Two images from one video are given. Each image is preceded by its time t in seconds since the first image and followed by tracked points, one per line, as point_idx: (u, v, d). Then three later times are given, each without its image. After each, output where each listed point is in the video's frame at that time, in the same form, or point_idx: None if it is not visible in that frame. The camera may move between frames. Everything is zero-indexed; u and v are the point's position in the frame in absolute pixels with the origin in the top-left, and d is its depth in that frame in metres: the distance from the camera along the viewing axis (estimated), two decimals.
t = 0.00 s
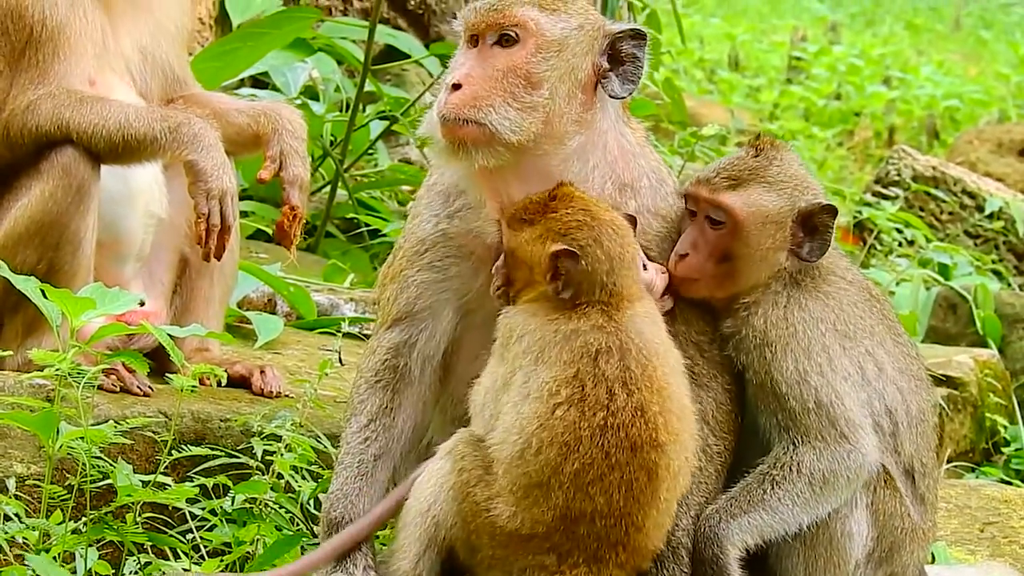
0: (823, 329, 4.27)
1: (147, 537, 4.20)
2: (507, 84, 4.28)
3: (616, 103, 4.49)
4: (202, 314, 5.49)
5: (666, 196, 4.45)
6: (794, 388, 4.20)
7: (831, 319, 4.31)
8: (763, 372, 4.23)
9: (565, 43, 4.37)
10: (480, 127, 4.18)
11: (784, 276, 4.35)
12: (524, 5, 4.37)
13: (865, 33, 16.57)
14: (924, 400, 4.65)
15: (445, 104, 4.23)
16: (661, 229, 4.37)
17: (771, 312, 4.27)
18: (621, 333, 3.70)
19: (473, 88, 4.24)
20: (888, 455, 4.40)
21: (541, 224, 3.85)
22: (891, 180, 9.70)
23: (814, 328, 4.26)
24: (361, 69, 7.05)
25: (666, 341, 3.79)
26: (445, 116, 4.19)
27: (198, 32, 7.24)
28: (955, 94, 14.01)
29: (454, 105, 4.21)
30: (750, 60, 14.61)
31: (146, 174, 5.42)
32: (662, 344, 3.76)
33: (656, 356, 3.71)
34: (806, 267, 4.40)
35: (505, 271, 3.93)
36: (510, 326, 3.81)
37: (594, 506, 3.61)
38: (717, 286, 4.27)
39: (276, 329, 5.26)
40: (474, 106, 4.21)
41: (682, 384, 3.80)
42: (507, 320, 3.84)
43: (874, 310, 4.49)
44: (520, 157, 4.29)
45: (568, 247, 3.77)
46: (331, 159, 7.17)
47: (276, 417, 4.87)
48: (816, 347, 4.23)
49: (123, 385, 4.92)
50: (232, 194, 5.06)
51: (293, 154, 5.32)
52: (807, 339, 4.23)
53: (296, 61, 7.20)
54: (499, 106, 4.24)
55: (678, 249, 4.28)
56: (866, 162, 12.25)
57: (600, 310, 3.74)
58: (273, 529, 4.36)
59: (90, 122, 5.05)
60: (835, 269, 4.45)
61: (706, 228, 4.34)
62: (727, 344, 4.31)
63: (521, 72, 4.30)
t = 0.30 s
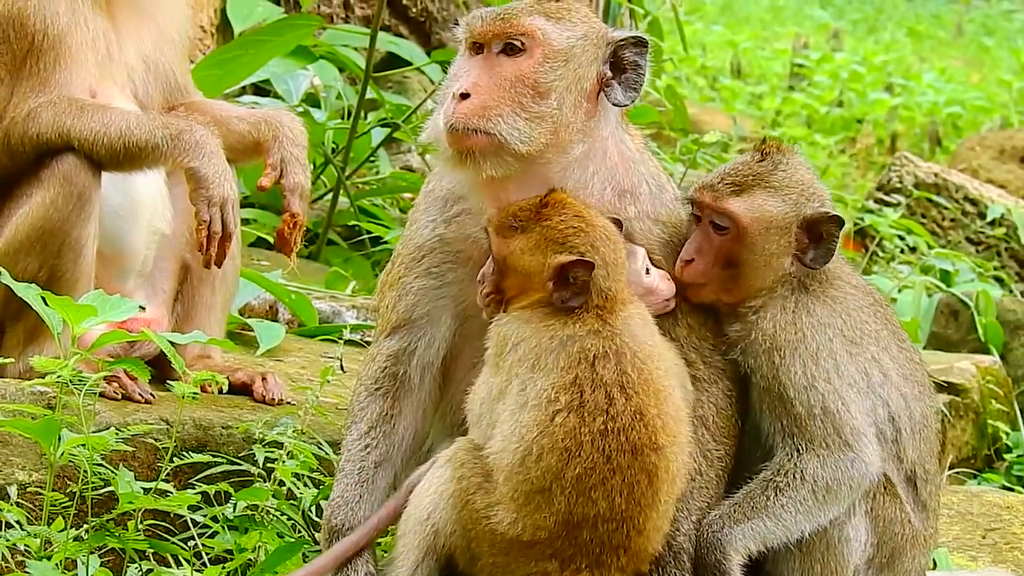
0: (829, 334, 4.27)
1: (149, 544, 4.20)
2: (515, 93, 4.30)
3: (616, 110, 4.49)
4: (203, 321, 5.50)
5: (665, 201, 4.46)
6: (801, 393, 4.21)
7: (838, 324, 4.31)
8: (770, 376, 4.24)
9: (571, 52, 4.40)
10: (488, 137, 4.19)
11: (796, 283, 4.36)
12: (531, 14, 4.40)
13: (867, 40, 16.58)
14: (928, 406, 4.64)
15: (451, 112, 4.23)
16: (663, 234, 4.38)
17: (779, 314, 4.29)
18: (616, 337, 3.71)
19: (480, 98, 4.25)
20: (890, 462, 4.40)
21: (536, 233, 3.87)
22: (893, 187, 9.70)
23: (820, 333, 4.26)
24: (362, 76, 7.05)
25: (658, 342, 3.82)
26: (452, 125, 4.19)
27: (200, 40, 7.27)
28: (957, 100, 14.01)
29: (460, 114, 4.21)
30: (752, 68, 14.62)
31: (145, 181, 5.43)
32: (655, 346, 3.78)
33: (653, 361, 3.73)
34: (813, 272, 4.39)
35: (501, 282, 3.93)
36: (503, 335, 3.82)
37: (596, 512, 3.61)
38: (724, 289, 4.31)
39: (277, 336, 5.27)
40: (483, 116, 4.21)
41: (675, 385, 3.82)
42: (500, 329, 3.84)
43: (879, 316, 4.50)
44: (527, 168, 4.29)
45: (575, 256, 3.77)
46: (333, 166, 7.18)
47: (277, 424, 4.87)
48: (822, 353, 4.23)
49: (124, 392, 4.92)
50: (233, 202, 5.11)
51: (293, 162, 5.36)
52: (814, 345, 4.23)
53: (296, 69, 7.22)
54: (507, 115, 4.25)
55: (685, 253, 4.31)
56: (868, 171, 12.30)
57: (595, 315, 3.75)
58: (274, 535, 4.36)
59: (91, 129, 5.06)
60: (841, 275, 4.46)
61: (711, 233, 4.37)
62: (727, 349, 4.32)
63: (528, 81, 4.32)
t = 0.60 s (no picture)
0: (824, 331, 4.29)
1: (150, 545, 4.21)
2: (529, 99, 4.26)
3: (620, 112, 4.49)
4: (204, 323, 5.51)
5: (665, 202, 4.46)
6: (797, 388, 4.22)
7: (834, 320, 4.34)
8: (768, 373, 4.25)
9: (583, 58, 4.36)
10: (503, 143, 4.15)
11: (797, 281, 4.39)
12: (543, 19, 4.36)
13: (868, 41, 16.57)
14: (928, 403, 4.65)
15: (464, 118, 4.18)
16: (664, 234, 4.37)
17: (776, 312, 4.31)
18: (615, 339, 3.71)
19: (495, 104, 4.20)
20: (893, 459, 4.40)
21: (536, 236, 3.87)
22: (893, 187, 9.69)
23: (815, 330, 4.28)
24: (363, 77, 7.04)
25: (662, 345, 3.80)
26: (467, 132, 4.14)
27: (201, 42, 7.28)
28: (959, 101, 14.01)
29: (475, 119, 4.17)
30: (754, 69, 14.62)
31: (146, 183, 5.44)
32: (658, 348, 3.77)
33: (655, 366, 3.72)
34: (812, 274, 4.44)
35: (500, 286, 3.92)
36: (504, 341, 3.83)
37: (598, 515, 3.61)
38: (730, 293, 4.31)
39: (279, 337, 5.27)
40: (498, 122, 4.17)
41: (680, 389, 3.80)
42: (501, 336, 3.85)
43: (874, 313, 4.52)
44: (540, 173, 4.26)
45: (576, 259, 3.79)
46: (334, 167, 7.18)
47: (278, 426, 4.87)
48: (817, 348, 4.26)
49: (126, 393, 4.93)
50: (235, 203, 5.12)
51: (294, 164, 5.37)
52: (809, 342, 4.26)
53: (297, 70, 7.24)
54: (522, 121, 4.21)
55: (705, 254, 4.30)
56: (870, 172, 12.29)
57: (595, 316, 3.76)
58: (276, 537, 4.36)
59: (93, 131, 5.07)
60: (835, 274, 4.52)
61: (733, 233, 4.36)
62: (729, 351, 4.33)
63: (542, 87, 4.28)
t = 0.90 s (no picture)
0: (831, 329, 4.29)
1: (156, 543, 4.21)
2: (539, 104, 4.25)
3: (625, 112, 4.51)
4: (209, 320, 5.51)
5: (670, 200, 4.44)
6: (804, 387, 4.22)
7: (839, 319, 4.33)
8: (774, 373, 4.25)
9: (593, 61, 4.35)
10: (514, 148, 4.13)
11: (804, 283, 4.39)
12: (553, 22, 4.33)
13: (872, 38, 16.56)
14: (935, 401, 4.65)
15: (474, 122, 4.15)
16: (669, 231, 4.37)
17: (782, 313, 4.30)
18: (626, 338, 3.70)
19: (505, 108, 4.19)
20: (899, 457, 4.40)
21: (542, 237, 3.88)
22: (899, 185, 9.68)
23: (821, 329, 4.28)
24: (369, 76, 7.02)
25: (671, 344, 3.79)
26: (478, 137, 4.12)
27: (205, 40, 7.27)
28: (964, 98, 13.99)
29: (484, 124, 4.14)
30: (758, 67, 14.61)
31: (148, 181, 5.44)
32: (666, 347, 3.75)
33: (665, 365, 3.71)
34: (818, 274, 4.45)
35: (507, 289, 3.93)
36: (513, 343, 3.83)
37: (603, 516, 3.61)
38: (738, 296, 4.32)
39: (284, 335, 5.27)
40: (509, 127, 4.15)
41: (688, 388, 3.80)
42: (511, 337, 3.85)
43: (881, 311, 4.51)
44: (549, 178, 4.25)
45: (577, 257, 3.81)
46: (338, 165, 7.18)
47: (283, 424, 4.87)
48: (824, 347, 4.26)
49: (131, 392, 4.94)
50: (239, 202, 5.12)
51: (298, 160, 5.37)
52: (816, 340, 4.26)
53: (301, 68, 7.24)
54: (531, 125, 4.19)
55: (715, 258, 4.28)
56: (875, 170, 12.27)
57: (604, 315, 3.76)
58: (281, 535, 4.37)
59: (97, 129, 5.07)
60: (841, 274, 4.52)
61: (741, 239, 4.35)
62: (736, 349, 4.33)
63: (552, 91, 4.27)
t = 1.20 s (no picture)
0: (835, 322, 4.29)
1: (164, 537, 4.21)
2: (553, 103, 4.22)
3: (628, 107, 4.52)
4: (215, 315, 5.52)
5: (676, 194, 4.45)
6: (809, 379, 4.22)
7: (845, 312, 4.34)
8: (780, 367, 4.25)
9: (603, 60, 4.34)
10: (528, 147, 4.11)
11: (809, 277, 4.39)
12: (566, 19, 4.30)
13: (879, 31, 16.53)
14: (940, 393, 4.65)
15: (486, 121, 4.10)
16: (676, 226, 4.36)
17: (788, 307, 4.31)
18: (627, 330, 3.70)
19: (520, 108, 4.15)
20: (905, 449, 4.39)
21: (540, 231, 3.86)
22: (906, 178, 9.68)
23: (827, 322, 4.28)
24: (375, 70, 7.02)
25: (671, 336, 3.78)
26: (492, 135, 4.07)
27: (212, 35, 7.27)
28: (970, 91, 13.97)
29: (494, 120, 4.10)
30: (765, 60, 14.60)
31: (154, 179, 5.40)
32: (667, 339, 3.75)
33: (668, 357, 3.71)
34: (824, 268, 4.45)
35: (505, 283, 3.91)
36: (514, 336, 3.81)
37: (610, 508, 3.61)
38: (743, 294, 4.31)
39: (291, 329, 5.26)
40: (523, 126, 4.12)
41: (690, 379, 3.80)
42: (511, 331, 3.83)
43: (886, 303, 4.52)
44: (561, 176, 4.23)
45: (574, 249, 3.81)
46: (345, 159, 7.17)
47: (291, 418, 4.87)
48: (829, 340, 4.26)
49: (138, 386, 4.93)
50: (245, 205, 5.14)
51: (314, 153, 5.39)
52: (820, 334, 4.26)
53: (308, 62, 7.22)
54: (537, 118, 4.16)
55: (721, 255, 4.29)
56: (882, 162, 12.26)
57: (605, 308, 3.75)
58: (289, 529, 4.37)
59: (106, 125, 5.07)
60: (846, 266, 4.52)
61: (747, 235, 4.35)
62: (739, 341, 4.33)
63: (565, 91, 4.24)
